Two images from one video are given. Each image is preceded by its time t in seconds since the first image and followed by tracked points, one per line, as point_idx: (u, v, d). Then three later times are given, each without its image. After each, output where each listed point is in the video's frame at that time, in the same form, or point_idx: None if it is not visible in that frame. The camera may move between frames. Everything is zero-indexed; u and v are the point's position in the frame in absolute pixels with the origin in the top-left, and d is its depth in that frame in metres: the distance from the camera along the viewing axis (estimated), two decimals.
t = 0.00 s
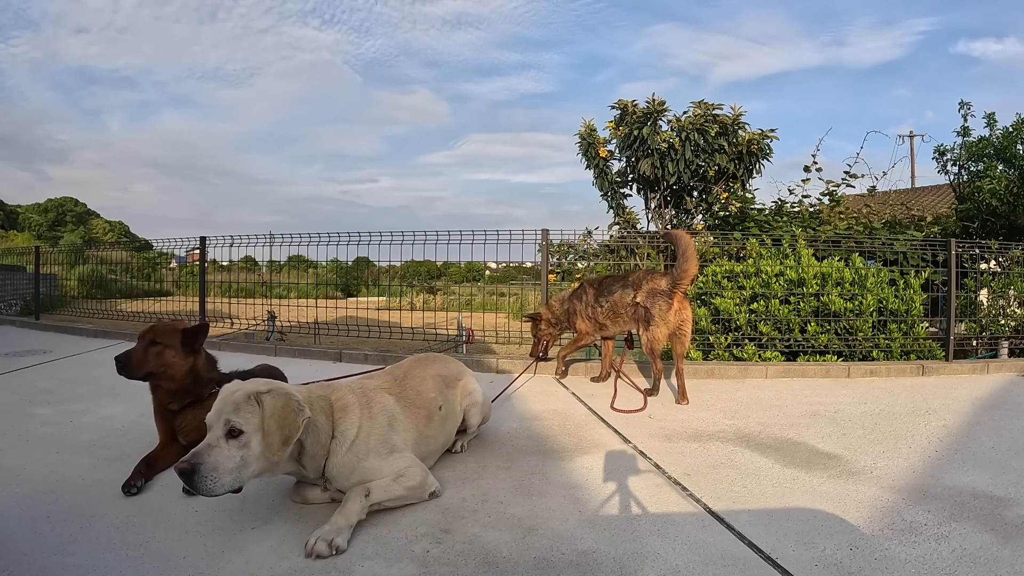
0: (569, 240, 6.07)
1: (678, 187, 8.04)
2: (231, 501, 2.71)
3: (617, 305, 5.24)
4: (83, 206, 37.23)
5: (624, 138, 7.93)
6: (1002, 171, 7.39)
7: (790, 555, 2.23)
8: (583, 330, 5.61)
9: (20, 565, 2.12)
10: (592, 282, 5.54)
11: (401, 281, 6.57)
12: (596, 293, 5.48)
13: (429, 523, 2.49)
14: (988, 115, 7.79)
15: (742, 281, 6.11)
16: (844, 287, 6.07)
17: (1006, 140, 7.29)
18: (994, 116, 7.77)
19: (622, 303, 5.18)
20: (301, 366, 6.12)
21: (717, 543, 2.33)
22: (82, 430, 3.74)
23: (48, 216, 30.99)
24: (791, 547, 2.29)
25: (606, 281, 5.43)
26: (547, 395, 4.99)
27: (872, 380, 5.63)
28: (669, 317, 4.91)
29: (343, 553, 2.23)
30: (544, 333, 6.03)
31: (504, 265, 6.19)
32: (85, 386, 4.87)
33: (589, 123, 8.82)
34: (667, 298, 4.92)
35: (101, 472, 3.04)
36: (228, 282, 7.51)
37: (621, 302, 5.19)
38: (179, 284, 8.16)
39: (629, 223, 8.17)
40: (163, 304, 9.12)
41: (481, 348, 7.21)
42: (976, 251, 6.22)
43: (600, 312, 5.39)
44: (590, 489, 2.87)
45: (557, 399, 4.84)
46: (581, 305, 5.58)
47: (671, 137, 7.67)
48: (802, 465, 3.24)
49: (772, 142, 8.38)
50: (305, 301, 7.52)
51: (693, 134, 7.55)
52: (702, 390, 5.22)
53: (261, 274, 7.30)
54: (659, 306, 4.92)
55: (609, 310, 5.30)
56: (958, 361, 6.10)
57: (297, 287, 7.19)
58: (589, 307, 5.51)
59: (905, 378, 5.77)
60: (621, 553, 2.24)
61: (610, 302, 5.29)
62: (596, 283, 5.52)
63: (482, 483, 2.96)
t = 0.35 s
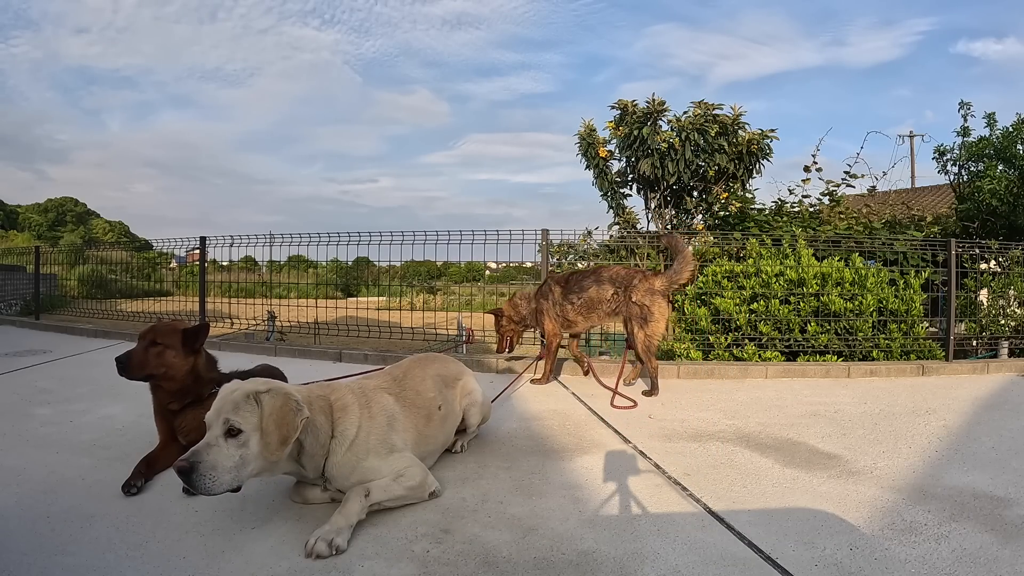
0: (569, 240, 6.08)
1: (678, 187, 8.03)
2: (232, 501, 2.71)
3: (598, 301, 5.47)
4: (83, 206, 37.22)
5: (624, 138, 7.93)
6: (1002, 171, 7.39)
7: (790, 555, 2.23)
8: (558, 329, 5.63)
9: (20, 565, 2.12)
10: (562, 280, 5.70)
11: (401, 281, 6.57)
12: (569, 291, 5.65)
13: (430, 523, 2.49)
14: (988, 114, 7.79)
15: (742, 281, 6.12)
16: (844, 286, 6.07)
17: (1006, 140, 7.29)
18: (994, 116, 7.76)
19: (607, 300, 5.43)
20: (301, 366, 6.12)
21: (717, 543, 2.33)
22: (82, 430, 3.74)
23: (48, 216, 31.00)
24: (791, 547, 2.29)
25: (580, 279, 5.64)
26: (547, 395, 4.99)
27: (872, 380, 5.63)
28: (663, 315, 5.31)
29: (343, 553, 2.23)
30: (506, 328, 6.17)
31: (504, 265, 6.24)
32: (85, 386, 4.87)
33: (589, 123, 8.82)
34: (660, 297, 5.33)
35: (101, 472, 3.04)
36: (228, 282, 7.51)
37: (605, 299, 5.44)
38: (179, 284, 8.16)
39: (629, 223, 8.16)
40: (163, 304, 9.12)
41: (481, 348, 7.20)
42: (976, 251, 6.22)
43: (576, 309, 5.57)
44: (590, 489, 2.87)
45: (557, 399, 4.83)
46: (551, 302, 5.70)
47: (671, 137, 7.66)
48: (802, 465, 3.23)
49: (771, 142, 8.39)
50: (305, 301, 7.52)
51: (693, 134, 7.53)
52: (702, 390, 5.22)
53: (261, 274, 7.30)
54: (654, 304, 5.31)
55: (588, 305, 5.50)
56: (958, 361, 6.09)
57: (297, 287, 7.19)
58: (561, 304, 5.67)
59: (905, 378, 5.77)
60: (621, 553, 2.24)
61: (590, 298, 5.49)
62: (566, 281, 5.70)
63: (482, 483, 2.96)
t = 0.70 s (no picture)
0: (569, 240, 6.09)
1: (678, 187, 8.02)
2: (232, 501, 2.71)
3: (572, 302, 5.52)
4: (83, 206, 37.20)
5: (624, 138, 7.92)
6: (1002, 171, 7.40)
7: (790, 554, 2.23)
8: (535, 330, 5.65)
9: (21, 565, 2.12)
10: (531, 283, 5.71)
11: (401, 281, 6.57)
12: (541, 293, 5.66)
13: (430, 523, 2.50)
14: (988, 114, 7.79)
15: (742, 281, 6.12)
16: (844, 286, 6.07)
17: (1006, 140, 7.30)
18: (994, 115, 7.77)
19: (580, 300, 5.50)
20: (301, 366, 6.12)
21: (717, 543, 2.33)
22: (82, 430, 3.73)
23: (48, 216, 31.00)
24: (791, 547, 2.29)
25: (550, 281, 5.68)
26: (547, 395, 4.99)
27: (872, 380, 5.63)
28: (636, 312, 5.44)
29: (343, 553, 2.23)
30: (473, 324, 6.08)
31: (504, 265, 6.27)
32: (85, 386, 4.87)
33: (589, 123, 8.76)
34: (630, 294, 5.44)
35: (101, 472, 3.04)
36: (228, 282, 7.51)
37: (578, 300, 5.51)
38: (179, 284, 8.16)
39: (629, 223, 8.16)
40: (163, 304, 9.12)
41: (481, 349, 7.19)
42: (976, 251, 6.22)
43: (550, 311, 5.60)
44: (590, 489, 2.87)
45: (557, 399, 4.83)
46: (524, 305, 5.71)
47: (671, 137, 7.65)
48: (802, 465, 3.23)
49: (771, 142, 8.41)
50: (305, 301, 7.52)
51: (693, 134, 7.52)
52: (702, 390, 5.22)
53: (261, 274, 7.30)
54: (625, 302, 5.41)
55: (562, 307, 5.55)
56: (958, 361, 6.10)
57: (297, 287, 7.19)
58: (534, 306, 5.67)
59: (905, 378, 5.77)
60: (621, 553, 2.24)
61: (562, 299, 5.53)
62: (536, 283, 5.71)
63: (482, 483, 2.96)
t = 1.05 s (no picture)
0: (569, 241, 6.12)
1: (678, 187, 8.02)
2: (232, 501, 2.71)
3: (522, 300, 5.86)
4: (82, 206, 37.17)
5: (624, 138, 7.91)
6: (1002, 171, 7.40)
7: (790, 554, 2.23)
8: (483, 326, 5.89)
9: (21, 565, 2.12)
10: (488, 280, 6.05)
11: (401, 281, 6.59)
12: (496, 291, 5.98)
13: (430, 523, 2.49)
14: (989, 114, 7.79)
15: (742, 281, 6.12)
16: (844, 286, 6.06)
17: (1006, 140, 7.30)
18: (995, 115, 7.77)
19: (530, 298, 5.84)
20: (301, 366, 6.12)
21: (717, 543, 2.33)
22: (82, 430, 3.73)
23: (48, 216, 31.00)
24: (791, 547, 2.29)
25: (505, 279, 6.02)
26: (547, 395, 4.98)
27: (872, 380, 5.63)
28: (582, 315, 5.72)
29: (343, 553, 2.23)
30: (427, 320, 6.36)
31: (504, 265, 6.29)
32: (85, 386, 4.87)
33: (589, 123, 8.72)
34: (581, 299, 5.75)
35: (101, 472, 3.04)
36: (228, 282, 7.51)
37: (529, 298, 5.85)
38: (179, 284, 8.16)
39: (629, 223, 8.16)
40: (163, 304, 9.13)
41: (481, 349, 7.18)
42: (976, 251, 6.22)
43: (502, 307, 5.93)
44: (590, 489, 2.87)
45: (558, 399, 4.83)
46: (478, 301, 6.03)
47: (671, 137, 7.64)
48: (802, 466, 3.23)
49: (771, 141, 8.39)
50: (305, 301, 7.52)
51: (693, 134, 7.51)
52: (703, 390, 5.22)
53: (261, 274, 7.30)
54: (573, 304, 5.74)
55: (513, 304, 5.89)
56: (958, 361, 6.10)
57: (297, 287, 7.19)
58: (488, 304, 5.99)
59: (905, 378, 5.77)
60: (621, 553, 2.24)
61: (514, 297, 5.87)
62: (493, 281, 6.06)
63: (482, 483, 2.96)
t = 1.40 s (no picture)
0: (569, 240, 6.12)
1: (678, 187, 8.02)
2: (232, 501, 2.71)
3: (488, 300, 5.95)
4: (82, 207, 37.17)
5: (624, 138, 7.91)
6: (1002, 171, 7.40)
7: (790, 555, 2.23)
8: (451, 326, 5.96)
9: (21, 565, 2.12)
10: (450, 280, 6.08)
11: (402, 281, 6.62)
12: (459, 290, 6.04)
13: (430, 523, 2.49)
14: (988, 114, 7.79)
15: (742, 281, 6.11)
16: (844, 286, 6.06)
17: (1006, 140, 7.30)
18: (994, 115, 7.77)
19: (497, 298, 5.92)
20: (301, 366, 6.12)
21: (717, 543, 2.33)
22: (82, 430, 3.73)
23: (48, 216, 31.01)
24: (791, 547, 2.29)
25: (467, 278, 6.06)
26: (546, 395, 4.98)
27: (872, 380, 5.63)
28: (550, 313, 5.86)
29: (343, 554, 2.23)
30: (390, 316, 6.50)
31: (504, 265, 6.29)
32: (85, 386, 4.87)
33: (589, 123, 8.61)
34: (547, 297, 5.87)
35: (101, 472, 3.04)
36: (228, 282, 7.51)
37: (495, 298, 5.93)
38: (179, 284, 8.16)
39: (629, 223, 8.16)
40: (164, 304, 9.14)
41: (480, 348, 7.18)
42: (976, 251, 6.22)
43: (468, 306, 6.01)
44: (590, 489, 2.87)
45: (558, 399, 4.84)
46: (441, 301, 6.10)
47: (671, 137, 7.64)
48: (802, 465, 3.23)
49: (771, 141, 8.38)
50: (305, 301, 7.53)
51: (693, 134, 7.51)
52: (703, 390, 5.22)
53: (261, 274, 7.30)
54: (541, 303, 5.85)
55: (479, 304, 5.98)
56: (958, 361, 6.10)
57: (297, 287, 7.20)
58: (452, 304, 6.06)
59: (905, 378, 5.78)
60: (621, 553, 2.24)
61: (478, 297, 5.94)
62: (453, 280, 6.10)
63: (482, 483, 2.96)
